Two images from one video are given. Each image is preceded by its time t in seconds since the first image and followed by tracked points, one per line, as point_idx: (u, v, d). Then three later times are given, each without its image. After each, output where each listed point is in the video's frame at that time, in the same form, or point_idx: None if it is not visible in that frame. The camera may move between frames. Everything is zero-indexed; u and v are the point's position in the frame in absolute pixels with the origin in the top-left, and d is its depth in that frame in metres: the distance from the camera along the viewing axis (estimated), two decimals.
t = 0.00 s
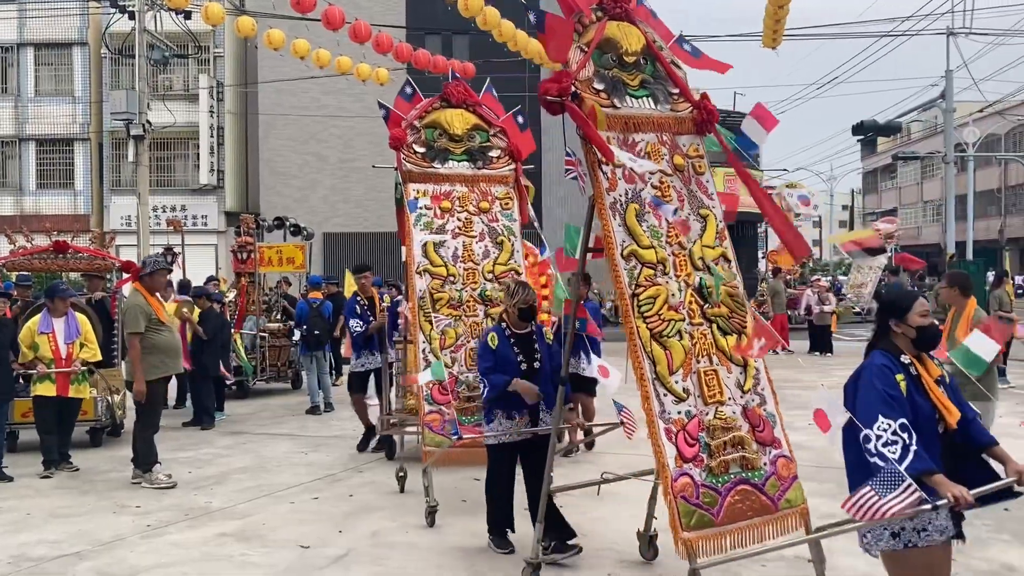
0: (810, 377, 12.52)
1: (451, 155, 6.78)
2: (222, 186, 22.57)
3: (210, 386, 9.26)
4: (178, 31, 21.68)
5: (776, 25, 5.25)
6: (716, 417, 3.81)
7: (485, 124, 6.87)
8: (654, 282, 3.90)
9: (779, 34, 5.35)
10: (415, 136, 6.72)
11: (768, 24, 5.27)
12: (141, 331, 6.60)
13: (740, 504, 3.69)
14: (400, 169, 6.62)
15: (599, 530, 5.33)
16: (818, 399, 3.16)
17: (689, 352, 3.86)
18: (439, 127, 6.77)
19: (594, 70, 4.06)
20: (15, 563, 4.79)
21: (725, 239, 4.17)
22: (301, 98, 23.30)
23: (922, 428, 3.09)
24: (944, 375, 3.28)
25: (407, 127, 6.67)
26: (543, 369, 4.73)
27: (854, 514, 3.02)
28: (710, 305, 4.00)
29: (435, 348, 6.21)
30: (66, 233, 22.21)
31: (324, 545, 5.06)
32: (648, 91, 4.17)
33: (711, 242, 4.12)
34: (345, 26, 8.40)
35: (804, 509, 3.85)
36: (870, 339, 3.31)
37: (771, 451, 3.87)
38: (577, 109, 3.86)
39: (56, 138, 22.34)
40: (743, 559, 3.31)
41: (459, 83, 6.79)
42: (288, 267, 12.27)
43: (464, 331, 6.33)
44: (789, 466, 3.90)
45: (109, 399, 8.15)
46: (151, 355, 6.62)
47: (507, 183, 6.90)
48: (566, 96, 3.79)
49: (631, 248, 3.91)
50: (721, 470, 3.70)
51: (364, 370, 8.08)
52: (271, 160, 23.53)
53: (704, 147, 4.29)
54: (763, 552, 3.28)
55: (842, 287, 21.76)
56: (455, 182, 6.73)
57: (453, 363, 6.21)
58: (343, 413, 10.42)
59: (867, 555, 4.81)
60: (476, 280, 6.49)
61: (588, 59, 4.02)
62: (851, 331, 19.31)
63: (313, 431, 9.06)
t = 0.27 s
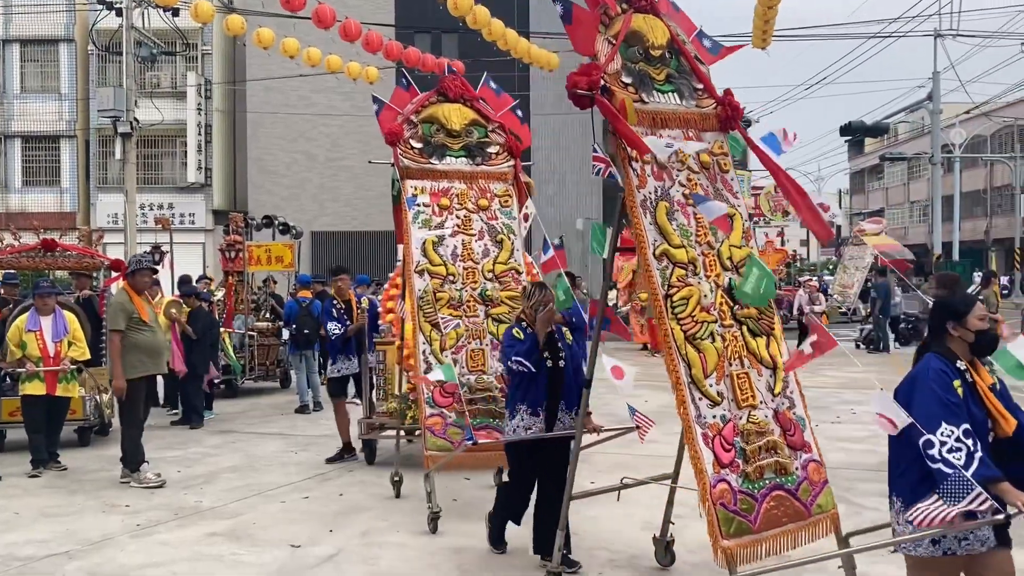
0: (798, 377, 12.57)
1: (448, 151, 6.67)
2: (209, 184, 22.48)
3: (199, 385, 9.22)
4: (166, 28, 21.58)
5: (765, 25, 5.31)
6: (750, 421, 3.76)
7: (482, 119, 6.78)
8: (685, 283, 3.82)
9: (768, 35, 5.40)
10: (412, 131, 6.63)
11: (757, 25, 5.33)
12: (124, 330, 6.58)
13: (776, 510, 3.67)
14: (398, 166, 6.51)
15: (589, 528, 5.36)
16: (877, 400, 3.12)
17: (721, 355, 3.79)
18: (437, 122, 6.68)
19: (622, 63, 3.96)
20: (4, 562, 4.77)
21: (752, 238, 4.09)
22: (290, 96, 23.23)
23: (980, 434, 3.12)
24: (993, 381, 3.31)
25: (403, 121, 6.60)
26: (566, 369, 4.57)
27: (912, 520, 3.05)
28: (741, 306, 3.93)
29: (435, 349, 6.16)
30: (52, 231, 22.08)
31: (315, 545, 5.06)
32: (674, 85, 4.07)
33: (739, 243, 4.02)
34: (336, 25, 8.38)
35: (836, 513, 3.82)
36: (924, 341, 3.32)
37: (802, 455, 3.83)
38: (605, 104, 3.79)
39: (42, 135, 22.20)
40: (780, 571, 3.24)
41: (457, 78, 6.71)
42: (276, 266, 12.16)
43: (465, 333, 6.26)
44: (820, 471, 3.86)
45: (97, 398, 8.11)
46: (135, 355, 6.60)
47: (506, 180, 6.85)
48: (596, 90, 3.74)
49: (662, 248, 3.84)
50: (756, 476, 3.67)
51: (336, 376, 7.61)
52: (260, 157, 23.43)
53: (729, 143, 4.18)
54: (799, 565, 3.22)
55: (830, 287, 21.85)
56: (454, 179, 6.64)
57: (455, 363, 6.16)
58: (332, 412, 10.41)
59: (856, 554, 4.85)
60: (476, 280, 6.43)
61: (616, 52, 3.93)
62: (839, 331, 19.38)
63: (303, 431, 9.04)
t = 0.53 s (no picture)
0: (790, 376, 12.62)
1: (454, 146, 6.51)
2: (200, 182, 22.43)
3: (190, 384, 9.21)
4: (157, 25, 21.53)
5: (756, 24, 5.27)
6: (792, 424, 3.62)
7: (488, 115, 6.65)
8: (725, 282, 3.71)
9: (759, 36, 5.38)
10: (418, 125, 6.43)
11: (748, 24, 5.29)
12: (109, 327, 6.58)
13: (820, 515, 3.52)
14: (403, 160, 6.34)
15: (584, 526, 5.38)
16: (943, 403, 2.97)
17: (763, 355, 3.66)
18: (442, 116, 6.52)
19: (656, 56, 3.92)
20: None
21: (784, 238, 4.07)
22: (281, 93, 23.20)
23: None
24: None
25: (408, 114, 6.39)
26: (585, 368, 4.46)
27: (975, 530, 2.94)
28: (777, 306, 3.84)
29: (442, 348, 6.06)
30: (42, 228, 22.00)
31: (309, 542, 5.08)
32: (706, 79, 4.02)
33: (772, 242, 4.01)
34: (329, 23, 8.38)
35: (873, 517, 3.68)
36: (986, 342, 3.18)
37: (841, 458, 3.70)
38: (642, 96, 3.71)
39: (32, 132, 22.13)
40: None
41: (464, 71, 6.52)
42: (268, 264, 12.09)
43: (472, 332, 6.17)
44: (857, 473, 3.74)
45: (89, 396, 8.10)
46: (120, 352, 6.61)
47: (513, 176, 6.69)
48: (634, 82, 3.68)
49: (703, 246, 3.72)
50: (800, 480, 3.53)
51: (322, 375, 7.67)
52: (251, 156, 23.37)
53: (758, 139, 4.17)
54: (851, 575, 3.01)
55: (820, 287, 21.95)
56: (460, 175, 6.50)
57: (461, 362, 6.07)
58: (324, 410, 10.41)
59: (846, 551, 4.90)
60: (483, 278, 6.31)
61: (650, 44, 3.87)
62: (829, 331, 19.47)
63: (295, 429, 9.05)
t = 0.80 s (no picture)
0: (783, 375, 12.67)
1: (462, 141, 5.99)
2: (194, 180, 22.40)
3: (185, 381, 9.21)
4: (150, 22, 21.48)
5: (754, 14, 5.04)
6: (842, 428, 3.61)
7: (498, 109, 6.12)
8: (776, 283, 3.64)
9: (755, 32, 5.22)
10: (425, 119, 5.86)
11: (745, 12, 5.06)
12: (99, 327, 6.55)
13: (871, 520, 3.53)
14: (411, 155, 5.76)
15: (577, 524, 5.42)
16: None
17: (813, 359, 3.62)
18: (450, 109, 5.96)
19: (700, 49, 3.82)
20: None
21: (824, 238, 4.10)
22: (274, 91, 23.18)
23: None
24: None
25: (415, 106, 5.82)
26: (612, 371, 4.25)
27: None
28: (822, 307, 3.85)
29: (455, 350, 5.50)
30: (35, 226, 21.95)
31: (305, 540, 5.09)
32: (746, 74, 3.98)
33: (814, 241, 4.02)
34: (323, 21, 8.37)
35: (917, 523, 3.78)
36: None
37: (886, 462, 3.76)
38: (689, 90, 3.63)
39: (24, 130, 22.06)
40: None
41: (472, 62, 5.91)
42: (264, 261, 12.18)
43: (483, 333, 5.62)
44: (901, 478, 3.82)
45: (84, 394, 8.11)
46: (112, 353, 6.58)
47: (522, 173, 6.19)
48: (682, 75, 3.59)
49: (753, 245, 3.63)
50: (853, 485, 3.52)
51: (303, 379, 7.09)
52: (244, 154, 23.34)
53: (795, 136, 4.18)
54: None
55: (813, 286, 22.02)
56: (469, 170, 5.95)
57: (474, 366, 5.53)
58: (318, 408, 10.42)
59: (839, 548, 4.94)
60: (495, 277, 5.78)
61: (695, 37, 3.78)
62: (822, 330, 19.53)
63: (290, 427, 9.06)
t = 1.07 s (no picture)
0: (780, 374, 12.72)
1: (477, 135, 5.85)
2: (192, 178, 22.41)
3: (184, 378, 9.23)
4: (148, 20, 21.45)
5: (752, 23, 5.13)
6: (890, 430, 3.54)
7: (512, 102, 5.99)
8: (826, 281, 3.59)
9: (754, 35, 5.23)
10: (439, 113, 5.74)
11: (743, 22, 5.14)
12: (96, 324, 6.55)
13: (921, 524, 3.47)
14: (426, 151, 5.63)
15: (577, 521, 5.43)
16: None
17: (861, 360, 3.55)
18: (465, 104, 5.83)
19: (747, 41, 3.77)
20: None
21: (863, 238, 4.10)
22: (273, 89, 23.16)
23: None
24: None
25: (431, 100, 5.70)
26: (641, 371, 4.07)
27: None
28: (866, 307, 3.82)
29: (473, 350, 5.39)
30: (33, 223, 21.92)
31: (304, 537, 5.11)
32: (788, 69, 3.98)
33: (854, 240, 4.02)
34: (322, 20, 8.37)
35: (961, 528, 3.72)
36: None
37: (932, 466, 3.71)
38: (738, 81, 3.63)
39: (22, 127, 22.04)
40: None
41: (486, 55, 5.81)
42: (263, 260, 12.25)
43: (501, 333, 5.52)
44: (944, 482, 3.76)
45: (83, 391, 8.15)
46: (110, 350, 6.57)
47: (536, 169, 6.14)
48: (729, 68, 3.61)
49: (801, 242, 3.58)
50: (904, 489, 3.44)
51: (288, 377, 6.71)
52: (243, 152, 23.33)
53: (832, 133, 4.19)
54: None
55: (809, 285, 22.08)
56: (483, 167, 5.87)
57: (493, 367, 5.40)
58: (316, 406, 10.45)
59: (836, 545, 4.96)
60: (511, 275, 5.70)
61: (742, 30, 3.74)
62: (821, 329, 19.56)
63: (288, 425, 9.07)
